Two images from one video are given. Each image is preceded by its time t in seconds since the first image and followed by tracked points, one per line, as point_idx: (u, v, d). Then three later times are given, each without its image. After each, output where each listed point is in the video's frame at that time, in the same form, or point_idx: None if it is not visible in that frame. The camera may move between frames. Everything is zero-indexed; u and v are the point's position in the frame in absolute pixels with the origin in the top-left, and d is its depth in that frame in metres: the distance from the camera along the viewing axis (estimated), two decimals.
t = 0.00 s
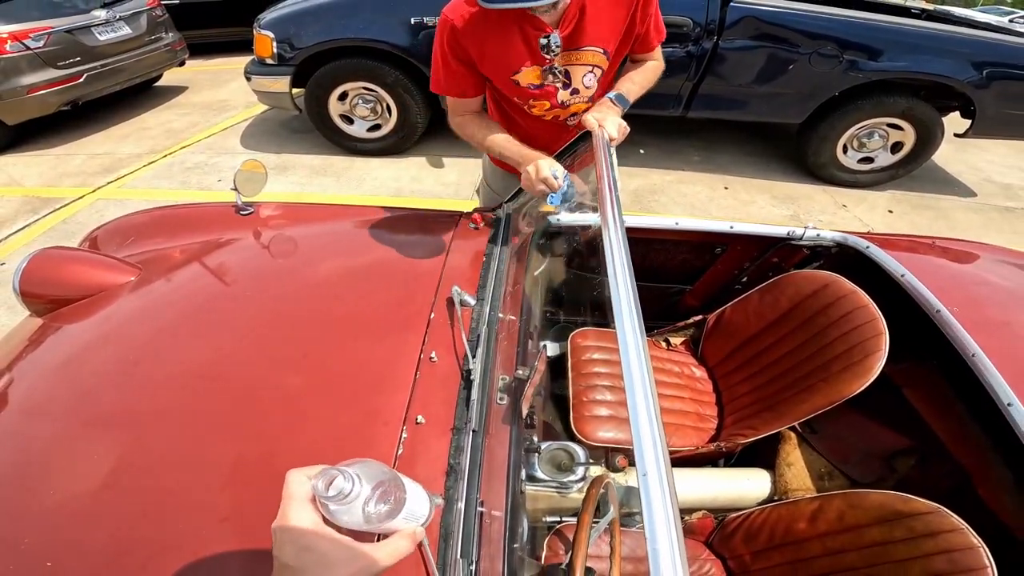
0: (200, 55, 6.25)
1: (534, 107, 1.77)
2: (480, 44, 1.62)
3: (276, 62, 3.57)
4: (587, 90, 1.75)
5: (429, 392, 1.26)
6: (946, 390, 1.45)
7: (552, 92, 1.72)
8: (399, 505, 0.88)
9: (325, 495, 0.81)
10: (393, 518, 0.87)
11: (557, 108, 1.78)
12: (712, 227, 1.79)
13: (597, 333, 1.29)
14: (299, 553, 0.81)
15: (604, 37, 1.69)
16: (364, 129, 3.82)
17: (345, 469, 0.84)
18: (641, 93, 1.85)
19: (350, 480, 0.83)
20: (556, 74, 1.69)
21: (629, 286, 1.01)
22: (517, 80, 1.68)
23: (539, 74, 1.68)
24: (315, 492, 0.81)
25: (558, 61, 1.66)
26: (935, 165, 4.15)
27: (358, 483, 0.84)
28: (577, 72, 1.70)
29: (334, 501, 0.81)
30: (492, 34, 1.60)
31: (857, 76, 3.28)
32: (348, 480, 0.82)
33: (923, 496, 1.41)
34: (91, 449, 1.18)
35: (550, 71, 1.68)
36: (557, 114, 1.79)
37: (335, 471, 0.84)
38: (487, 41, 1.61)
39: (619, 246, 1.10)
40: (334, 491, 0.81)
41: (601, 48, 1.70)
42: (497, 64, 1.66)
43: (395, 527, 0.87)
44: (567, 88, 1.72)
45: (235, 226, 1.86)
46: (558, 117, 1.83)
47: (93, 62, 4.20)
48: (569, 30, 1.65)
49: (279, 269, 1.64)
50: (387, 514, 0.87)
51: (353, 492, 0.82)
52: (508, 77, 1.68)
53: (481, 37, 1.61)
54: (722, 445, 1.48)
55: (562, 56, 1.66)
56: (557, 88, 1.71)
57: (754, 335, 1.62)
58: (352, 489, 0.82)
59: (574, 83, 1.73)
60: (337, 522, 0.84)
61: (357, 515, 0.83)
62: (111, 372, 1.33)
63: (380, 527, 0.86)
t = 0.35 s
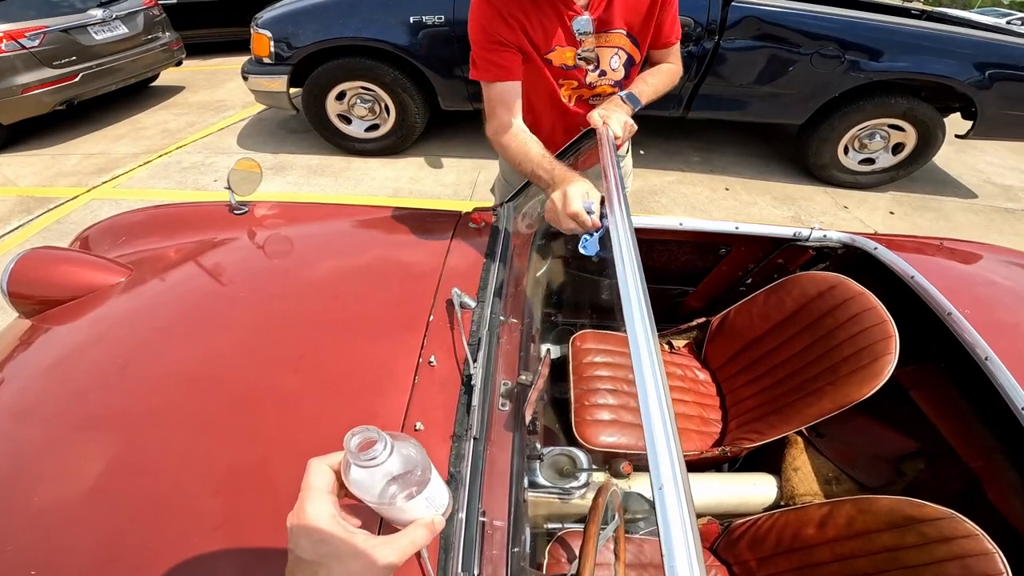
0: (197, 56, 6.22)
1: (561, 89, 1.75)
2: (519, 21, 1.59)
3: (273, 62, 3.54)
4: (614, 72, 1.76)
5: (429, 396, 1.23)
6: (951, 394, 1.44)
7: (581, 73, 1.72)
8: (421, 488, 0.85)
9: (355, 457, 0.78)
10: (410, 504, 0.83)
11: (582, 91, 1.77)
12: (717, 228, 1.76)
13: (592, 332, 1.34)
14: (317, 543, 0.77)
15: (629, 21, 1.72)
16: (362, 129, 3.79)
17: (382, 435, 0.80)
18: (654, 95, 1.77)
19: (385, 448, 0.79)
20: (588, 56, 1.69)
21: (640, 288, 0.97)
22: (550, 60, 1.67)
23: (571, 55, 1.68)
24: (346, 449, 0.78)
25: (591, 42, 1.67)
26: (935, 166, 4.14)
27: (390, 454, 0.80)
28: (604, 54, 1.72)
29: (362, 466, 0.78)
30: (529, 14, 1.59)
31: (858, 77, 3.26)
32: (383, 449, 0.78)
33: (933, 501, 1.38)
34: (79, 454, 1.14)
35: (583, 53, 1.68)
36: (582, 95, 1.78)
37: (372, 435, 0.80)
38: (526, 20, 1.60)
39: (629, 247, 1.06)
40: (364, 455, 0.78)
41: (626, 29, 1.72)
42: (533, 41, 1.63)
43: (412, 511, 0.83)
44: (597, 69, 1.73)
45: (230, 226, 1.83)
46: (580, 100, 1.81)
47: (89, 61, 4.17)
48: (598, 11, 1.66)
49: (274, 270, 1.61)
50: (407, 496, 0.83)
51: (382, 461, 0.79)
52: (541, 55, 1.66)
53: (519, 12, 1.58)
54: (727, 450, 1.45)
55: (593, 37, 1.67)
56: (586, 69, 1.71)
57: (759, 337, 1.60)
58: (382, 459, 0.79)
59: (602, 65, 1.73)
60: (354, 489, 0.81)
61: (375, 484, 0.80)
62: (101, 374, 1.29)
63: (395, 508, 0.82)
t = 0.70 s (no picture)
0: (195, 57, 6.20)
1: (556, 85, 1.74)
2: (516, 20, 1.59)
3: (270, 63, 3.52)
4: (613, 72, 1.71)
5: (425, 405, 1.21)
6: (954, 399, 1.42)
7: (578, 72, 1.69)
8: (417, 497, 0.83)
9: (352, 460, 0.76)
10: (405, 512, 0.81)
11: (580, 89, 1.75)
12: (717, 232, 1.75)
13: (591, 338, 1.33)
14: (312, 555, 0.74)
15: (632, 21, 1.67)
16: (360, 131, 3.77)
17: (382, 441, 0.79)
18: (657, 98, 1.73)
19: (382, 454, 0.78)
20: (586, 56, 1.66)
21: (640, 296, 0.94)
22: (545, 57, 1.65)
23: (567, 54, 1.65)
24: (344, 453, 0.76)
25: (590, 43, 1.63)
26: (935, 168, 4.13)
27: (387, 460, 0.79)
28: (604, 56, 1.67)
29: (360, 470, 0.76)
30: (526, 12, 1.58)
31: (858, 79, 3.25)
32: (380, 454, 0.77)
33: (936, 509, 1.36)
34: (65, 464, 1.11)
35: (581, 53, 1.65)
36: (580, 93, 1.75)
37: (372, 440, 0.79)
38: (522, 17, 1.59)
39: (629, 252, 1.03)
40: (362, 459, 0.77)
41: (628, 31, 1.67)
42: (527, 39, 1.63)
43: (406, 521, 0.81)
44: (594, 70, 1.69)
45: (224, 229, 1.81)
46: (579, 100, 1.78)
47: (85, 62, 4.14)
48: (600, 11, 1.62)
49: (267, 275, 1.58)
50: (402, 505, 0.81)
51: (379, 466, 0.77)
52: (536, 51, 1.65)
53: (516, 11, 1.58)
54: (727, 457, 1.43)
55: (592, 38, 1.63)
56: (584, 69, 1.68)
57: (760, 342, 1.58)
58: (379, 465, 0.77)
59: (601, 64, 1.69)
60: (350, 493, 0.79)
61: (368, 488, 0.79)
62: (90, 381, 1.27)
63: (389, 517, 0.80)
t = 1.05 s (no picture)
0: (192, 59, 6.19)
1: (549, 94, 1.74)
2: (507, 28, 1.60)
3: (268, 65, 3.52)
4: (606, 82, 1.71)
5: (426, 410, 1.20)
6: (955, 402, 1.41)
7: (571, 81, 1.69)
8: (413, 509, 0.83)
9: (351, 474, 0.77)
10: (400, 523, 0.81)
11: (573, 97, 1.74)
12: (717, 236, 1.75)
13: (591, 340, 1.32)
14: (306, 566, 0.76)
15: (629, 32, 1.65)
16: (358, 134, 3.77)
17: (382, 454, 0.79)
18: (654, 103, 1.74)
19: (381, 469, 0.78)
20: (576, 65, 1.65)
21: (642, 297, 0.94)
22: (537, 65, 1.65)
23: (559, 62, 1.65)
24: (343, 467, 0.77)
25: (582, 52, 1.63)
26: (933, 171, 4.14)
27: (386, 474, 0.79)
28: (597, 65, 1.67)
29: (358, 483, 0.77)
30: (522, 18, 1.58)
31: (856, 82, 3.26)
32: (380, 469, 0.78)
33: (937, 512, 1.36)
34: (63, 469, 1.10)
35: (574, 60, 1.64)
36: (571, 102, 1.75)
37: (371, 454, 0.79)
38: (517, 23, 1.59)
39: (631, 255, 1.03)
40: (361, 473, 0.77)
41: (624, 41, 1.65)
42: (519, 46, 1.64)
43: (402, 532, 0.81)
44: (585, 77, 1.69)
45: (222, 233, 1.80)
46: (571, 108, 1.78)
47: (82, 64, 4.13)
48: (596, 21, 1.60)
49: (266, 278, 1.58)
50: (397, 516, 0.81)
51: (378, 479, 0.78)
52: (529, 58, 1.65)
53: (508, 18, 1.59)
54: (727, 460, 1.42)
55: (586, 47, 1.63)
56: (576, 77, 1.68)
57: (760, 346, 1.58)
58: (379, 480, 0.78)
59: (593, 73, 1.69)
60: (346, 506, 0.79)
61: (364, 502, 0.79)
62: (87, 385, 1.26)
63: (385, 528, 0.80)
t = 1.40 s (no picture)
0: (191, 60, 6.18)
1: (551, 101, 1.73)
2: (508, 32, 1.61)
3: (268, 66, 3.52)
4: (608, 87, 1.71)
5: (426, 414, 1.20)
6: (955, 406, 1.42)
7: (573, 86, 1.69)
8: (411, 517, 0.83)
9: (350, 483, 0.76)
10: (399, 532, 0.81)
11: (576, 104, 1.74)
12: (717, 239, 1.75)
13: (590, 343, 1.32)
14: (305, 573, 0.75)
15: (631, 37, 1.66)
16: (357, 135, 3.77)
17: (379, 464, 0.79)
18: (657, 107, 1.74)
19: (379, 477, 0.78)
20: (581, 69, 1.65)
21: (643, 298, 0.93)
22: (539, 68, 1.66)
23: (561, 66, 1.66)
24: (341, 476, 0.77)
25: (586, 56, 1.63)
26: (931, 173, 4.15)
27: (383, 483, 0.79)
28: (599, 70, 1.67)
29: (356, 493, 0.76)
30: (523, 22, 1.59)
31: (856, 84, 3.26)
32: (377, 478, 0.78)
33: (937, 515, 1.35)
34: (60, 472, 1.09)
35: (576, 65, 1.65)
36: (574, 110, 1.74)
37: (369, 463, 0.79)
38: (518, 27, 1.60)
39: (631, 256, 1.03)
40: (359, 482, 0.77)
41: (626, 46, 1.66)
42: (521, 50, 1.65)
43: (400, 541, 0.81)
44: (589, 83, 1.68)
45: (221, 235, 1.80)
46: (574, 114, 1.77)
47: (81, 64, 4.13)
48: (598, 25, 1.61)
49: (265, 281, 1.57)
50: (396, 525, 0.81)
51: (376, 489, 0.78)
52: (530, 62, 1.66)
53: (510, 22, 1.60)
54: (727, 463, 1.42)
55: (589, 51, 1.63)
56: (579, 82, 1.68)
57: (760, 349, 1.58)
58: (377, 490, 0.78)
59: (596, 78, 1.69)
60: (343, 516, 0.79)
61: (363, 512, 0.79)
62: (85, 388, 1.25)
63: (384, 537, 0.80)
